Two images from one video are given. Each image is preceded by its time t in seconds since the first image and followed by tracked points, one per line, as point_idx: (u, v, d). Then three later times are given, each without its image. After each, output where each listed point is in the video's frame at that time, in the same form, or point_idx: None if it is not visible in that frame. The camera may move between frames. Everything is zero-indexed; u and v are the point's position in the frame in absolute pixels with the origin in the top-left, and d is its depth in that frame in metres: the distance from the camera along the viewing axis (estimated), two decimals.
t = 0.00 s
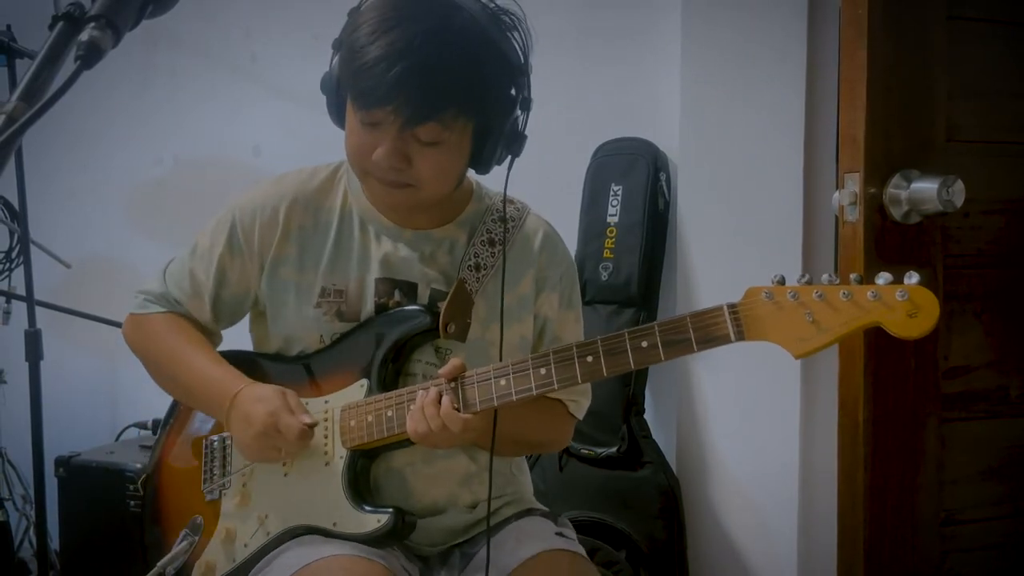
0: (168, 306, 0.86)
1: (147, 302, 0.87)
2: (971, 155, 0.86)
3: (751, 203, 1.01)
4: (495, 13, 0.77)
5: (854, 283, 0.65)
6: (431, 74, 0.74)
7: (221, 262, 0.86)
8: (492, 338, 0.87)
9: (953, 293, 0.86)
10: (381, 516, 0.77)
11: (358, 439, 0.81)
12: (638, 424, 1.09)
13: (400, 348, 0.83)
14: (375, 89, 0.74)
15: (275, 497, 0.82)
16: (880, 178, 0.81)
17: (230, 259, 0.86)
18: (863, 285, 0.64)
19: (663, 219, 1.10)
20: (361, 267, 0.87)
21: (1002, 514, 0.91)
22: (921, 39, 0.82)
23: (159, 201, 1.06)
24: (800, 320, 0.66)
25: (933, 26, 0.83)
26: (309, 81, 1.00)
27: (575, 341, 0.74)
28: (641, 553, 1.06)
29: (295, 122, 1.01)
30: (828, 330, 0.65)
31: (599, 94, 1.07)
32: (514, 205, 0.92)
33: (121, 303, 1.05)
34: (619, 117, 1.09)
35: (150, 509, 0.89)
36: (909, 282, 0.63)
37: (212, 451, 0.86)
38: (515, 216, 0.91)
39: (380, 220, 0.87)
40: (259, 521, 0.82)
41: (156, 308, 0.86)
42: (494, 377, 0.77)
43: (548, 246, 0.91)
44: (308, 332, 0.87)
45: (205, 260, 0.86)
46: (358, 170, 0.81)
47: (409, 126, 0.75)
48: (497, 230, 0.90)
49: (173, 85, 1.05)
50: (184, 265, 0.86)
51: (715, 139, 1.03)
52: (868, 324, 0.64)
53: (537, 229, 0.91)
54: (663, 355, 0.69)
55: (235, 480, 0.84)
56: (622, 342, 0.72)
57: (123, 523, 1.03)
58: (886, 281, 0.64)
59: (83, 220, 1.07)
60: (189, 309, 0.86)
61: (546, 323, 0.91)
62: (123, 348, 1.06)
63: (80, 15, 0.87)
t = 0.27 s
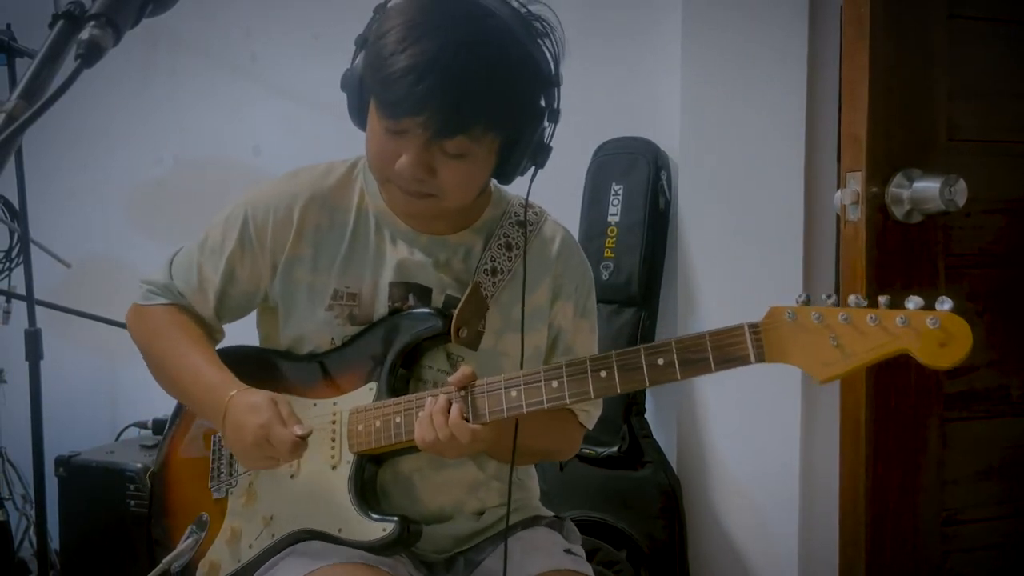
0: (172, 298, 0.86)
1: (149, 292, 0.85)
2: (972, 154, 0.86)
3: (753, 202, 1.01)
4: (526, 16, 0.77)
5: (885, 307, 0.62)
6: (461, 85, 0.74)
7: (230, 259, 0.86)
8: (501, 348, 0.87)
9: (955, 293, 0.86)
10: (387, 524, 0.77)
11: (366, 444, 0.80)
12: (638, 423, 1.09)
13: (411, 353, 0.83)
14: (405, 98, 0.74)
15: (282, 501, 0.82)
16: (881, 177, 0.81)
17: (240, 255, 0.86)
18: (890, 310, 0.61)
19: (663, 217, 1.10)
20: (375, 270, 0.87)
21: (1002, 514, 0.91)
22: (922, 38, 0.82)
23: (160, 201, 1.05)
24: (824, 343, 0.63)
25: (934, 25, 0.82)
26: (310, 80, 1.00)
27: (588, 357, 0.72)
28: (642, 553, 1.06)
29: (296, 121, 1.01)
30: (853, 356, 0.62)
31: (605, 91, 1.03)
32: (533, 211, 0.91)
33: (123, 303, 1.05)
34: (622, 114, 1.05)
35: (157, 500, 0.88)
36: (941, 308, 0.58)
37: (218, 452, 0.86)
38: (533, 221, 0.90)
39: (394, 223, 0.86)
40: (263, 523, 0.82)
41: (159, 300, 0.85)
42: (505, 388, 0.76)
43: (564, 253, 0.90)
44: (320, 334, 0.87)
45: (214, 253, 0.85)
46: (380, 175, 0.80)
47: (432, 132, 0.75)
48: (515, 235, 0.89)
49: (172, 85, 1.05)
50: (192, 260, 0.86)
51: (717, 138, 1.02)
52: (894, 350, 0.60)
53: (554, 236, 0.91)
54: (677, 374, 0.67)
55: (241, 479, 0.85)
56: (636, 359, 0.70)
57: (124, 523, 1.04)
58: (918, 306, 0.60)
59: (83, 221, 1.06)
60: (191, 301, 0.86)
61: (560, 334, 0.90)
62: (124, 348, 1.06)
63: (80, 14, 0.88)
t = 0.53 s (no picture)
0: (182, 295, 0.95)
1: (162, 290, 0.95)
2: (972, 152, 0.86)
3: (754, 200, 1.01)
4: (571, 25, 0.90)
5: (935, 384, 0.71)
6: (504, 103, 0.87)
7: (246, 258, 0.94)
8: (519, 359, 0.96)
9: (954, 291, 0.86)
10: (401, 544, 0.89)
11: (384, 454, 0.90)
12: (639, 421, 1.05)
13: (431, 361, 0.91)
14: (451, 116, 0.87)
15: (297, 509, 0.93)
16: (882, 175, 0.81)
17: (255, 254, 0.94)
18: (943, 388, 0.70)
19: (663, 214, 1.09)
20: (395, 276, 0.95)
21: (1002, 513, 0.91)
22: (922, 37, 0.82)
23: (158, 199, 1.05)
24: (873, 413, 0.73)
25: (934, 23, 0.82)
26: (310, 80, 1.01)
27: (623, 397, 0.83)
28: (642, 551, 1.06)
29: (296, 121, 1.01)
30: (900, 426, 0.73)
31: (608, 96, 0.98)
32: (555, 215, 0.97)
33: (123, 303, 1.05)
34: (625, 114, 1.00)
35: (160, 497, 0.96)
36: (993, 392, 0.69)
37: (225, 445, 0.95)
38: (558, 227, 0.97)
39: (418, 230, 0.94)
40: (272, 527, 0.93)
41: (171, 298, 0.95)
42: (532, 417, 0.86)
43: (589, 264, 0.98)
44: (338, 339, 0.94)
45: (229, 251, 0.94)
46: (411, 190, 0.92)
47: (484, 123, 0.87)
48: (541, 242, 0.97)
49: (172, 83, 1.04)
50: (205, 258, 0.94)
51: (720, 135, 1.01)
52: (946, 424, 0.70)
53: (576, 249, 0.98)
54: (716, 424, 0.78)
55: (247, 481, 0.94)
56: (673, 404, 0.80)
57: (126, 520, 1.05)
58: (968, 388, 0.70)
59: (82, 221, 1.06)
60: (204, 298, 0.95)
61: (578, 348, 0.98)
62: (123, 348, 1.05)
63: (80, 10, 0.89)
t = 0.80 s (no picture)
0: (187, 273, 0.99)
1: (169, 266, 1.00)
2: (973, 151, 0.86)
3: (756, 200, 1.00)
4: (615, 40, 0.95)
5: (964, 397, 0.79)
6: (553, 123, 0.93)
7: (258, 247, 0.98)
8: (536, 365, 1.00)
9: (954, 290, 0.86)
10: (420, 552, 0.93)
11: (399, 458, 0.94)
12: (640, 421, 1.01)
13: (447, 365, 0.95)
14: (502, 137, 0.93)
15: (306, 516, 0.96)
16: (882, 174, 0.81)
17: (268, 245, 0.98)
18: (973, 403, 0.78)
19: (662, 215, 1.01)
20: (413, 281, 0.98)
21: (1002, 513, 0.91)
22: (922, 36, 0.82)
23: (157, 199, 1.04)
24: (906, 426, 0.80)
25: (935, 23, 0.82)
26: (310, 80, 1.02)
27: (652, 407, 0.86)
28: (641, 549, 1.04)
29: (296, 121, 1.02)
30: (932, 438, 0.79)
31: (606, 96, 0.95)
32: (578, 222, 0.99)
33: (122, 303, 1.04)
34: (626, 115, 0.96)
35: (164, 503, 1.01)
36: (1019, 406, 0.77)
37: (229, 449, 0.99)
38: (581, 236, 0.99)
39: (438, 232, 0.97)
40: (282, 534, 0.97)
41: (177, 275, 1.00)
42: (556, 423, 0.90)
43: (606, 274, 1.01)
44: (351, 340, 0.98)
45: (240, 238, 0.98)
46: (448, 207, 0.96)
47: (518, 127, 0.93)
48: (564, 249, 0.99)
49: (171, 82, 1.04)
50: (215, 242, 0.99)
51: (721, 134, 1.00)
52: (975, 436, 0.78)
53: (597, 256, 1.00)
54: (748, 434, 0.83)
55: (251, 488, 0.98)
56: (702, 415, 0.84)
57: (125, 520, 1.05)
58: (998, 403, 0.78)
59: (81, 221, 1.06)
60: (207, 278, 0.99)
61: (592, 360, 1.00)
62: (124, 348, 1.05)
63: (80, 9, 0.90)
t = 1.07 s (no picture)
0: (198, 286, 0.99)
1: (174, 279, 1.00)
2: (972, 150, 0.86)
3: (754, 199, 1.01)
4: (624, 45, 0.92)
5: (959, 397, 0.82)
6: (602, 138, 0.91)
7: (271, 250, 0.98)
8: (546, 367, 1.00)
9: (954, 288, 0.86)
10: (434, 549, 0.99)
11: (411, 457, 0.97)
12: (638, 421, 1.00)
13: (459, 365, 0.98)
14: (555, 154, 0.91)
15: (306, 503, 1.00)
16: (881, 173, 0.81)
17: (281, 247, 0.98)
18: (969, 403, 0.81)
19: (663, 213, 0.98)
20: (426, 283, 0.99)
21: (1002, 510, 0.91)
22: (922, 35, 0.82)
23: (157, 198, 1.04)
24: (905, 424, 0.82)
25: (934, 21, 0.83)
26: (310, 79, 1.02)
27: (665, 408, 0.89)
28: (641, 547, 1.04)
29: (297, 120, 1.02)
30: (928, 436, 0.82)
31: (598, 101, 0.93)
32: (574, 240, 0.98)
33: (122, 302, 1.04)
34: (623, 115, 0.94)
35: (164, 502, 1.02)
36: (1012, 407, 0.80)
37: (230, 452, 1.01)
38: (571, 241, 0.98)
39: (451, 235, 0.97)
40: (290, 532, 1.00)
41: (184, 288, 0.99)
42: (572, 423, 0.92)
43: (603, 274, 1.00)
44: (363, 342, 0.99)
45: (251, 243, 0.98)
46: (500, 221, 0.96)
47: (561, 153, 0.91)
48: (562, 251, 0.99)
49: (170, 81, 1.04)
50: (226, 247, 0.98)
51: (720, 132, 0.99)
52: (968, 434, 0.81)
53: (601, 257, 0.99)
54: (759, 432, 0.86)
55: (254, 487, 1.00)
56: (715, 414, 0.87)
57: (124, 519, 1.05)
58: (988, 404, 0.81)
59: (80, 220, 1.06)
60: (221, 291, 0.99)
61: (592, 353, 1.00)
62: (125, 347, 1.05)
63: (78, 7, 0.99)
